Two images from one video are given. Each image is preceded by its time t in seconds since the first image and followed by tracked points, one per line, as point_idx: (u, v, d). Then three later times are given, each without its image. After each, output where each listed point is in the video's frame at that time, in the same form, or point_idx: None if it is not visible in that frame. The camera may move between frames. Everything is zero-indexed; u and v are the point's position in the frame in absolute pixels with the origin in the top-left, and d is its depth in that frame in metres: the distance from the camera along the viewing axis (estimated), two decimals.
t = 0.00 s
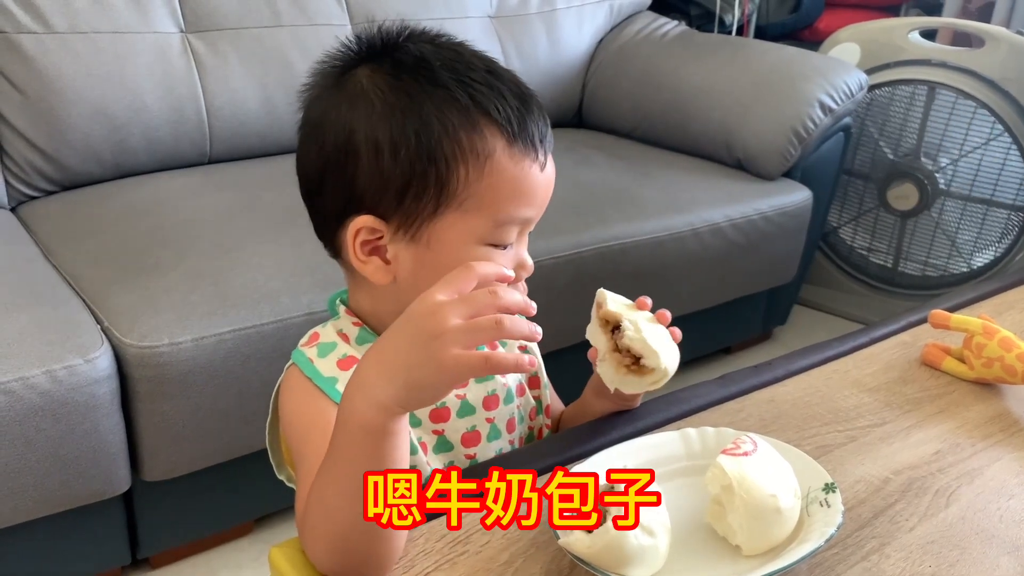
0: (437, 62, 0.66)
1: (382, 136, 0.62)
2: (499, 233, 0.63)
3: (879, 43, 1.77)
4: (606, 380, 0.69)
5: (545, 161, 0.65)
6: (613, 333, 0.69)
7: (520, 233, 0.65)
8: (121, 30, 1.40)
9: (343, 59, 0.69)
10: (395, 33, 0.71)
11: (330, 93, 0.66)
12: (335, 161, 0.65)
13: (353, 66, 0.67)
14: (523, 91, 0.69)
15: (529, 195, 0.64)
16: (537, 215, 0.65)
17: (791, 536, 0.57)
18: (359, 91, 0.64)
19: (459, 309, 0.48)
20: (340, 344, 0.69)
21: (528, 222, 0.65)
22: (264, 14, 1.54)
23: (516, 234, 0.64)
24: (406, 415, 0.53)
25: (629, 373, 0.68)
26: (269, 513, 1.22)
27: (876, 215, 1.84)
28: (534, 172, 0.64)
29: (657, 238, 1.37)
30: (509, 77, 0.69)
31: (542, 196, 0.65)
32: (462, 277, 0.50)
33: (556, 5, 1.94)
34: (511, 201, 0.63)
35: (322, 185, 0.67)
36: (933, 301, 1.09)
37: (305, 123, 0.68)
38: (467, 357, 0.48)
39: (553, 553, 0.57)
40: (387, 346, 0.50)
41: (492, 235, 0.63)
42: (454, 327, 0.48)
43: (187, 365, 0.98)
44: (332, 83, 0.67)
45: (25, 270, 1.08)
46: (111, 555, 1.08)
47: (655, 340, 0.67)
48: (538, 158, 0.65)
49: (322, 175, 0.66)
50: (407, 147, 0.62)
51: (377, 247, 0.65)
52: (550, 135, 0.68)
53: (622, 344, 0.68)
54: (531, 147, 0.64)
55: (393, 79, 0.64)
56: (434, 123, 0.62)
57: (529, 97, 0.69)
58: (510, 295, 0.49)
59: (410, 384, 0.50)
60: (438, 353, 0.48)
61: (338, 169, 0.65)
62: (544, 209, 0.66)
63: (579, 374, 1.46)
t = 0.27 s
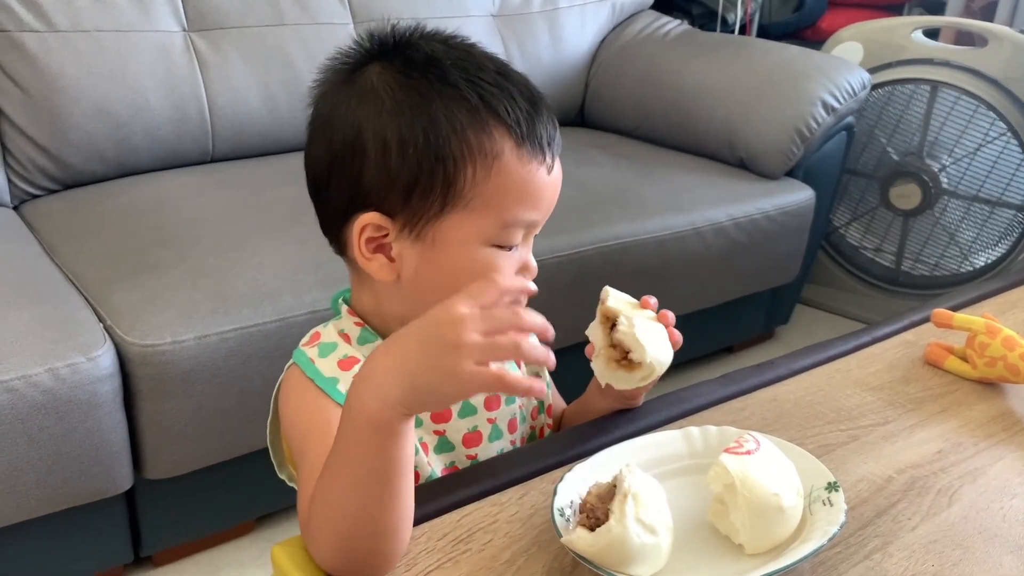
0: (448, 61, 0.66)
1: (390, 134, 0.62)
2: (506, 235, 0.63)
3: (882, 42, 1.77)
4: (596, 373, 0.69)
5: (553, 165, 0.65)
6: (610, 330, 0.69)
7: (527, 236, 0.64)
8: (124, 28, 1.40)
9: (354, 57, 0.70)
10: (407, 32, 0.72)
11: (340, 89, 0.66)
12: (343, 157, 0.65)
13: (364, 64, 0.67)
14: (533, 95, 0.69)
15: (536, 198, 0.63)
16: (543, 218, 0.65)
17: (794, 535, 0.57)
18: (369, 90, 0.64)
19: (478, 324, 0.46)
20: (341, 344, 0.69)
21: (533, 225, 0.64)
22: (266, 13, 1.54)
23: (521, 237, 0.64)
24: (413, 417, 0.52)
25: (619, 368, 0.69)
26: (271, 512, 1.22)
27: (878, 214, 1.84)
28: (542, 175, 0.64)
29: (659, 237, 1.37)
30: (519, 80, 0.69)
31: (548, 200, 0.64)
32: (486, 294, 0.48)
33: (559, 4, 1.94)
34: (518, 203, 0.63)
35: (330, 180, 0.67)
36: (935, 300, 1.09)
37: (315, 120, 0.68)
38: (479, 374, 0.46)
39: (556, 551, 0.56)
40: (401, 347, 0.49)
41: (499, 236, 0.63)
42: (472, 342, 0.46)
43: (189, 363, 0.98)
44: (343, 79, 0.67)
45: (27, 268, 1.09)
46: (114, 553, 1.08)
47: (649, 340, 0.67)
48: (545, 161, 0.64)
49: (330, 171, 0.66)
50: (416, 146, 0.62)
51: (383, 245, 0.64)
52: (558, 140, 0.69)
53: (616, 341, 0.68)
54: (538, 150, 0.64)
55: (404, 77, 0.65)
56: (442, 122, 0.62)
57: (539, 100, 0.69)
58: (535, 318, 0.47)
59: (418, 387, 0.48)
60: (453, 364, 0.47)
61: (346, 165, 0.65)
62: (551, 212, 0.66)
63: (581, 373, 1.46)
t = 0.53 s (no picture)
0: (462, 53, 0.67)
1: (405, 122, 0.63)
2: (517, 224, 0.63)
3: (885, 41, 1.77)
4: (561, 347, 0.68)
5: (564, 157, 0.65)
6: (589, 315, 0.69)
7: (537, 227, 0.64)
8: (127, 27, 1.40)
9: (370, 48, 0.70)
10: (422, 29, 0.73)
11: (356, 79, 0.67)
12: (357, 145, 0.65)
13: (379, 55, 0.68)
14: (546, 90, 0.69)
15: (547, 188, 0.63)
16: (554, 210, 0.65)
17: (798, 533, 0.57)
18: (385, 79, 0.65)
19: (475, 353, 0.46)
20: (348, 340, 0.69)
21: (545, 217, 0.64)
22: (270, 12, 1.54)
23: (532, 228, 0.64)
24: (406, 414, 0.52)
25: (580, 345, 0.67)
26: (274, 510, 1.23)
27: (881, 213, 1.84)
28: (553, 165, 0.64)
29: (662, 236, 1.37)
30: (532, 76, 0.69)
31: (560, 192, 0.65)
32: (503, 324, 0.47)
33: (562, 3, 1.94)
34: (529, 191, 0.63)
35: (343, 170, 0.67)
36: (939, 299, 1.09)
37: (331, 111, 0.69)
38: (449, 400, 0.46)
39: (560, 549, 0.57)
40: (393, 347, 0.49)
41: (509, 225, 0.63)
42: (463, 368, 0.46)
43: (193, 361, 0.98)
44: (359, 70, 0.67)
45: (31, 267, 1.09)
46: (117, 551, 1.09)
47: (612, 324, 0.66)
48: (556, 152, 0.65)
49: (343, 161, 0.66)
50: (430, 133, 0.62)
51: (394, 232, 0.64)
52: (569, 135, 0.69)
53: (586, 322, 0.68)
54: (550, 141, 0.64)
55: (419, 67, 0.65)
56: (456, 110, 0.63)
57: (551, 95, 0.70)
58: (541, 382, 0.46)
59: (400, 385, 0.49)
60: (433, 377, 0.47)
61: (359, 153, 0.65)
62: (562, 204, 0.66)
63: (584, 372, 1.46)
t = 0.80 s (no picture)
0: (466, 48, 0.68)
1: (407, 113, 0.63)
2: (517, 214, 0.63)
3: (888, 40, 1.77)
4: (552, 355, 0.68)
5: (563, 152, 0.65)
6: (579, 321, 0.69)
7: (536, 220, 0.64)
8: (131, 26, 1.41)
9: (374, 44, 0.71)
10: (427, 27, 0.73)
11: (360, 72, 0.67)
12: (360, 135, 0.65)
13: (383, 50, 0.69)
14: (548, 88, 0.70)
15: (546, 180, 0.63)
16: (555, 204, 0.65)
17: (801, 532, 0.57)
18: (388, 72, 0.65)
19: (455, 302, 0.49)
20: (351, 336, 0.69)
21: (545, 210, 0.64)
22: (273, 11, 1.55)
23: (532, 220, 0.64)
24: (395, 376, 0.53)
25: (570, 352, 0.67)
26: (277, 508, 1.23)
27: (884, 211, 1.84)
28: (552, 158, 0.64)
29: (664, 235, 1.37)
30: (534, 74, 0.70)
31: (560, 186, 0.64)
32: (477, 277, 0.50)
33: (564, 1, 1.93)
34: (528, 182, 0.63)
35: (345, 162, 0.67)
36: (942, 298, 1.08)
37: (334, 105, 0.69)
38: (436, 346, 0.48)
39: (563, 548, 0.57)
40: (381, 310, 0.51)
41: (508, 215, 0.63)
42: (445, 314, 0.48)
43: (196, 360, 0.98)
44: (363, 64, 0.68)
45: (35, 265, 1.09)
46: (121, 549, 1.09)
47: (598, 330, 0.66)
48: (556, 146, 0.65)
49: (346, 153, 0.66)
50: (431, 124, 0.63)
51: (394, 222, 0.64)
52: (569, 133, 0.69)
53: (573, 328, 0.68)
54: (551, 135, 0.65)
55: (422, 61, 0.66)
56: (458, 101, 0.63)
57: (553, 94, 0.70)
58: (518, 323, 0.48)
59: (388, 346, 0.50)
60: (419, 330, 0.49)
61: (361, 145, 0.65)
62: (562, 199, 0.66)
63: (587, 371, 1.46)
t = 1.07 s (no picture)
0: (452, 46, 0.68)
1: (393, 111, 0.63)
2: (505, 211, 0.62)
3: (892, 38, 1.77)
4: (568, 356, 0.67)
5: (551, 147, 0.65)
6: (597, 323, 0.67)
7: (525, 217, 0.63)
8: (133, 25, 1.41)
9: (363, 44, 0.71)
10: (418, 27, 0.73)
11: (347, 73, 0.67)
12: (347, 135, 0.65)
13: (369, 51, 0.69)
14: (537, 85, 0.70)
15: (534, 176, 0.63)
16: (544, 201, 0.64)
17: (803, 530, 0.57)
18: (374, 72, 0.66)
19: (492, 327, 0.48)
20: (347, 335, 0.69)
21: (535, 207, 0.64)
22: (275, 10, 1.55)
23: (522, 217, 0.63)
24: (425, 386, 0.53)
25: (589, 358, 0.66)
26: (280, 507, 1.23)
27: (887, 210, 1.83)
28: (540, 153, 0.64)
29: (667, 233, 1.37)
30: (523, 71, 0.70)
31: (549, 182, 0.64)
32: (521, 303, 0.49)
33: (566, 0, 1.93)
34: (516, 178, 0.62)
35: (334, 163, 0.67)
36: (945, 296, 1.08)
37: (323, 106, 0.69)
38: (463, 367, 0.48)
39: (565, 546, 0.56)
40: (418, 318, 0.51)
41: (497, 211, 0.62)
42: (478, 340, 0.48)
43: (198, 358, 0.98)
44: (351, 65, 0.68)
45: (37, 264, 1.09)
46: (124, 547, 1.09)
47: (621, 340, 0.64)
48: (544, 141, 0.64)
49: (335, 153, 0.67)
50: (417, 122, 0.63)
51: (383, 220, 0.64)
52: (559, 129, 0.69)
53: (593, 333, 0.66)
54: (538, 131, 0.64)
55: (408, 60, 0.66)
56: (442, 98, 0.63)
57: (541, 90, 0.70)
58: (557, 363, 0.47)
59: (420, 355, 0.50)
60: (452, 346, 0.48)
61: (349, 144, 0.65)
62: (552, 196, 0.65)
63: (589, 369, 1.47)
